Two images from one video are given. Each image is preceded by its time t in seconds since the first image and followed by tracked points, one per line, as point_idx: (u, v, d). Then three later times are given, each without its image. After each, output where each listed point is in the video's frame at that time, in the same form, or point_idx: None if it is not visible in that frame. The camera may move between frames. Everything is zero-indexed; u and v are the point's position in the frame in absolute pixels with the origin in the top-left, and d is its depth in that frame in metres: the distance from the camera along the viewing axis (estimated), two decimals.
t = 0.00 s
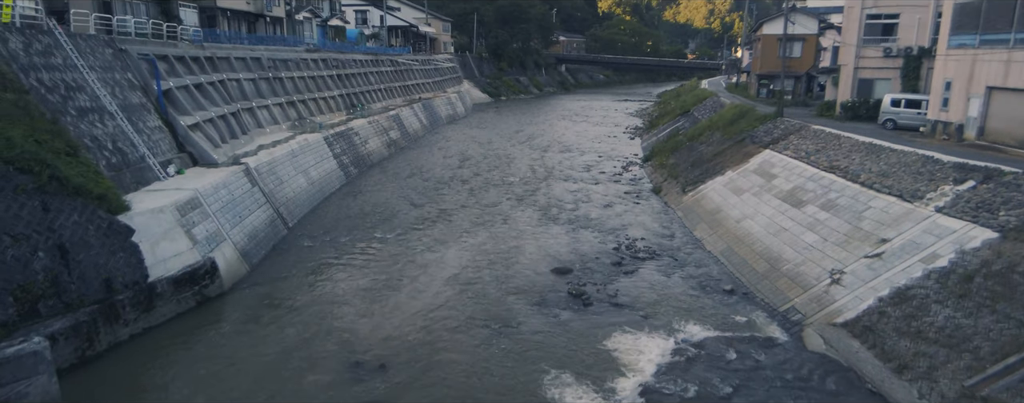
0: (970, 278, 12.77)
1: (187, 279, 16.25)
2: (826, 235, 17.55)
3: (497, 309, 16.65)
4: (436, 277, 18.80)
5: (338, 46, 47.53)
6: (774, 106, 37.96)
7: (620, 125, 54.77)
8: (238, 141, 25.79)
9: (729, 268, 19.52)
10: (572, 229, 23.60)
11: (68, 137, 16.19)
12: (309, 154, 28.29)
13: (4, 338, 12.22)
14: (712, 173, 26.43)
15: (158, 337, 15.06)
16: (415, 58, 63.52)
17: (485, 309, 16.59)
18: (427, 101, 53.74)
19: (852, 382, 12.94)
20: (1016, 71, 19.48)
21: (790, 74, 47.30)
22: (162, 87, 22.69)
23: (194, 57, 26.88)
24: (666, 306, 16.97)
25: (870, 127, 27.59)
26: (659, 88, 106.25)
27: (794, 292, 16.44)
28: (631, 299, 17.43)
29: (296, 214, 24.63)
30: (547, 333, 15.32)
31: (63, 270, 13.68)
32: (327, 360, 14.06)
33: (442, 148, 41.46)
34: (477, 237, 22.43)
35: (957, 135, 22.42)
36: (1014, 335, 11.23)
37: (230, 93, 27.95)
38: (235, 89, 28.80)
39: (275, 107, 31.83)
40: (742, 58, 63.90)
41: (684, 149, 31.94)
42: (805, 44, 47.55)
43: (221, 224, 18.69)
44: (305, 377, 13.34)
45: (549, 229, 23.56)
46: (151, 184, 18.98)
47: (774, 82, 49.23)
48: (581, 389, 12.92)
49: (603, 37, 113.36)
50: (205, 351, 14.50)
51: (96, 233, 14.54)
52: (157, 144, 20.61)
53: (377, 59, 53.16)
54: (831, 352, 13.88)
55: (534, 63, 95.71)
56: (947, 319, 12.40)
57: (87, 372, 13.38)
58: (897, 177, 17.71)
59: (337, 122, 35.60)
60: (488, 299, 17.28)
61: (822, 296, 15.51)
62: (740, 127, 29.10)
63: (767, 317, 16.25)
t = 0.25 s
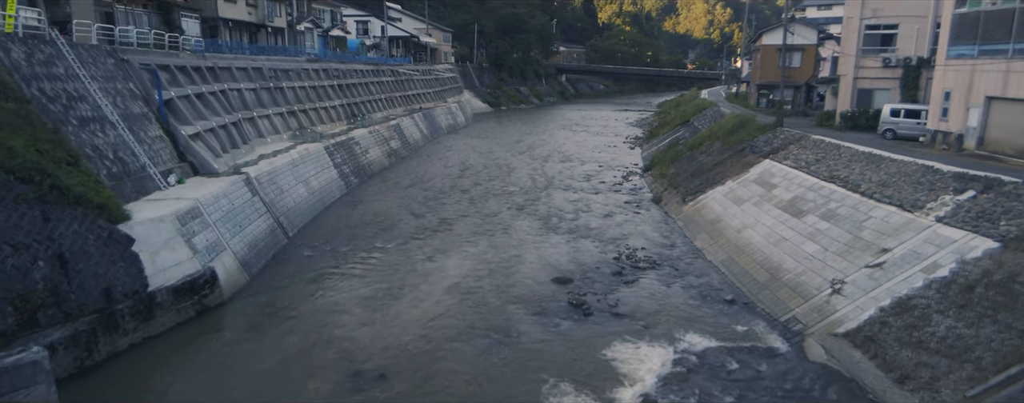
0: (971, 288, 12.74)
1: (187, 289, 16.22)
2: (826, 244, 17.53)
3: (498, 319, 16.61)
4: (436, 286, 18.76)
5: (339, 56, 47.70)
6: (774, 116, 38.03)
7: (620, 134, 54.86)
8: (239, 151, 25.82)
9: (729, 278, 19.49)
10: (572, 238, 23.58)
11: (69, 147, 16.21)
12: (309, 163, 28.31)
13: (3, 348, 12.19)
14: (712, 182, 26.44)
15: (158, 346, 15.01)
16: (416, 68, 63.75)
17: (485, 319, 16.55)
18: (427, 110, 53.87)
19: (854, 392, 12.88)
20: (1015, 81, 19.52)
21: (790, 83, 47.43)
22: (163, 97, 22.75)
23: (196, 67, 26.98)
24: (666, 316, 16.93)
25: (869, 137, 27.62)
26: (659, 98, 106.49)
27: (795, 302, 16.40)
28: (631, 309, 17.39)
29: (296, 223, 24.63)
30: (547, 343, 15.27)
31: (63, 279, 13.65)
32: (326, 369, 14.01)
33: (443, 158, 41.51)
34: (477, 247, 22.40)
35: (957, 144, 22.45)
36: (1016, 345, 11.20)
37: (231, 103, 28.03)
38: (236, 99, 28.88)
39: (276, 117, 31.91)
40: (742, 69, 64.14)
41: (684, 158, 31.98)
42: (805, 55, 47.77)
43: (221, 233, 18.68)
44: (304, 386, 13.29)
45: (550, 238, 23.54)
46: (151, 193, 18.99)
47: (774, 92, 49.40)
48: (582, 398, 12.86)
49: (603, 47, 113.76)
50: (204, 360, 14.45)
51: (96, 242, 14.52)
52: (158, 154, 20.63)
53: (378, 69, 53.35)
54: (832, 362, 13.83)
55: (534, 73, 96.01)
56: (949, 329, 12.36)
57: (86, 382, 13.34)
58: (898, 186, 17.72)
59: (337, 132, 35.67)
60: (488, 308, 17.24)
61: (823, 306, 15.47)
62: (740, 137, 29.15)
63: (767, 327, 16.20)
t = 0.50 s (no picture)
0: (972, 298, 12.71)
1: (186, 298, 16.19)
2: (827, 254, 17.51)
3: (498, 328, 16.56)
4: (437, 296, 18.73)
5: (339, 66, 47.87)
6: (774, 126, 38.10)
7: (620, 144, 54.96)
8: (240, 161, 25.86)
9: (730, 288, 19.46)
10: (572, 248, 23.56)
11: (70, 156, 16.24)
12: (310, 173, 28.35)
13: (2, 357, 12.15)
14: (712, 192, 26.46)
15: (157, 356, 14.97)
16: (416, 78, 63.96)
17: (485, 328, 16.49)
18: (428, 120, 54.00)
19: None
20: (1014, 91, 19.58)
21: (789, 93, 47.55)
22: (165, 107, 22.83)
23: (197, 76, 27.09)
24: (667, 326, 16.88)
25: (869, 147, 27.67)
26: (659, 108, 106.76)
27: (796, 312, 16.35)
28: (632, 319, 17.33)
29: (296, 233, 24.63)
30: (548, 353, 15.22)
31: (62, 289, 13.59)
32: (326, 379, 13.95)
33: (443, 168, 41.55)
34: (478, 256, 22.38)
35: (957, 154, 22.48)
36: (1019, 355, 11.16)
37: (232, 112, 28.10)
38: (237, 109, 28.95)
39: (277, 127, 31.98)
40: (742, 78, 64.41)
41: (684, 168, 32.02)
42: (804, 65, 48.00)
43: (221, 243, 18.67)
44: (303, 396, 13.23)
45: (550, 248, 23.52)
46: (152, 202, 19.01)
47: (774, 101, 49.65)
48: None
49: (603, 57, 114.18)
50: (203, 370, 14.39)
51: (97, 251, 14.50)
52: (159, 163, 20.67)
53: (378, 79, 53.52)
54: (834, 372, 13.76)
55: (534, 83, 96.30)
56: (951, 339, 12.32)
57: (85, 392, 13.29)
58: (898, 196, 17.72)
59: (338, 142, 35.74)
60: (488, 318, 17.20)
61: (824, 316, 15.43)
62: (740, 147, 29.18)
63: (768, 337, 16.16)
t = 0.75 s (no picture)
0: (974, 308, 12.68)
1: (186, 308, 16.16)
2: (827, 264, 17.50)
3: (498, 338, 16.50)
4: (437, 305, 18.69)
5: (341, 76, 48.05)
6: (774, 136, 38.17)
7: (620, 153, 55.05)
8: (240, 170, 25.90)
9: (731, 298, 19.44)
10: (573, 258, 23.55)
11: (71, 166, 16.27)
12: (310, 182, 28.37)
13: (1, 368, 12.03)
14: (712, 202, 26.47)
15: (156, 366, 14.92)
16: (417, 88, 64.14)
17: (485, 338, 16.42)
18: (428, 130, 54.13)
19: None
20: (1013, 101, 19.61)
21: (789, 103, 47.71)
22: (166, 117, 22.89)
23: (199, 86, 27.19)
24: (667, 336, 16.83)
25: (869, 156, 27.72)
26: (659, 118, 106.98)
27: (797, 322, 16.31)
28: (633, 329, 17.28)
29: (297, 242, 24.62)
30: (548, 362, 15.16)
31: (62, 298, 13.54)
32: (326, 388, 13.88)
33: (444, 177, 41.61)
34: (478, 265, 22.36)
35: (957, 164, 22.50)
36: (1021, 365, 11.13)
37: (233, 122, 28.18)
38: (238, 119, 29.02)
39: (278, 137, 32.05)
40: (742, 88, 64.67)
41: (685, 178, 32.05)
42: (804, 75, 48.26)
43: (221, 252, 18.66)
44: None
45: (551, 257, 23.51)
46: (152, 212, 19.02)
47: (774, 111, 49.90)
48: None
49: (603, 67, 114.58)
50: (202, 380, 14.35)
51: (96, 261, 14.48)
52: (160, 173, 20.71)
53: (379, 89, 53.67)
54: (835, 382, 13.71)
55: (534, 93, 96.57)
56: (952, 349, 12.29)
57: None
58: (898, 206, 17.72)
59: (338, 151, 35.80)
60: (489, 327, 17.15)
61: (825, 326, 15.40)
62: (740, 157, 29.24)
63: (769, 347, 16.12)
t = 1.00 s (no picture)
0: (975, 318, 12.65)
1: (186, 317, 16.14)
2: (828, 274, 17.48)
3: (499, 347, 16.44)
4: (438, 314, 18.65)
5: (341, 86, 48.21)
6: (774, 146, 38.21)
7: (621, 163, 55.12)
8: (241, 180, 25.93)
9: (732, 308, 19.41)
10: (573, 267, 23.52)
11: (72, 175, 16.29)
12: (311, 192, 28.40)
13: None
14: (712, 211, 26.46)
15: (156, 376, 14.85)
16: (418, 98, 64.31)
17: (485, 348, 16.37)
18: (429, 140, 54.24)
19: None
20: (1013, 111, 19.64)
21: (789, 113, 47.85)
22: (167, 127, 22.94)
23: (200, 96, 27.28)
24: (668, 346, 16.78)
25: (869, 166, 27.75)
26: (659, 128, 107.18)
27: (798, 332, 16.27)
28: (634, 339, 17.22)
29: (297, 252, 24.60)
30: (549, 372, 15.10)
31: (61, 308, 13.55)
32: (325, 398, 13.82)
33: (444, 187, 41.64)
34: (479, 275, 22.33)
35: (956, 174, 22.50)
36: None
37: (234, 131, 28.24)
38: (239, 129, 29.09)
39: (279, 146, 32.11)
40: (742, 98, 64.87)
41: (685, 187, 32.09)
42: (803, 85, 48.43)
43: (221, 262, 18.65)
44: None
45: (551, 267, 23.48)
46: (153, 221, 19.01)
47: (774, 121, 50.03)
48: None
49: (603, 77, 114.95)
50: (202, 389, 14.30)
51: (96, 271, 14.46)
52: (160, 182, 20.74)
53: (380, 98, 53.83)
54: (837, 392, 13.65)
55: (534, 103, 96.81)
56: (954, 359, 12.25)
57: None
58: (899, 215, 17.72)
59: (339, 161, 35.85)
60: (489, 337, 17.10)
61: (826, 336, 15.35)
62: (740, 166, 29.26)
63: (770, 357, 16.07)
